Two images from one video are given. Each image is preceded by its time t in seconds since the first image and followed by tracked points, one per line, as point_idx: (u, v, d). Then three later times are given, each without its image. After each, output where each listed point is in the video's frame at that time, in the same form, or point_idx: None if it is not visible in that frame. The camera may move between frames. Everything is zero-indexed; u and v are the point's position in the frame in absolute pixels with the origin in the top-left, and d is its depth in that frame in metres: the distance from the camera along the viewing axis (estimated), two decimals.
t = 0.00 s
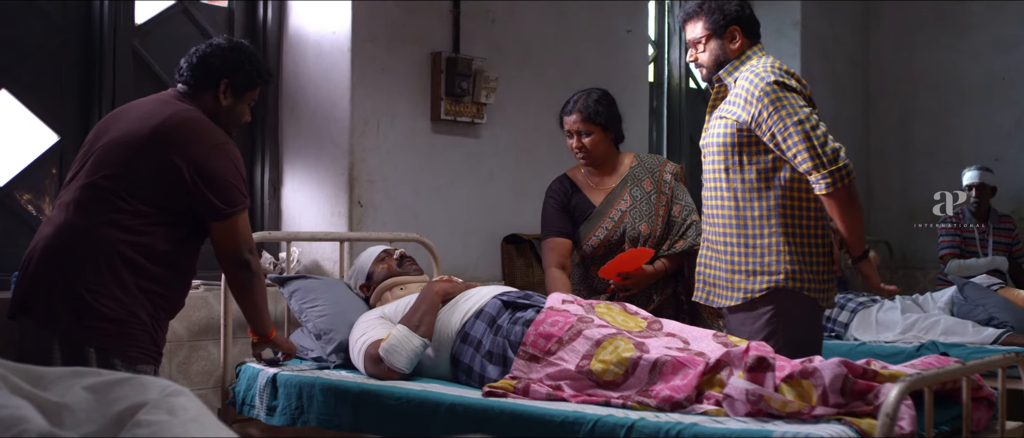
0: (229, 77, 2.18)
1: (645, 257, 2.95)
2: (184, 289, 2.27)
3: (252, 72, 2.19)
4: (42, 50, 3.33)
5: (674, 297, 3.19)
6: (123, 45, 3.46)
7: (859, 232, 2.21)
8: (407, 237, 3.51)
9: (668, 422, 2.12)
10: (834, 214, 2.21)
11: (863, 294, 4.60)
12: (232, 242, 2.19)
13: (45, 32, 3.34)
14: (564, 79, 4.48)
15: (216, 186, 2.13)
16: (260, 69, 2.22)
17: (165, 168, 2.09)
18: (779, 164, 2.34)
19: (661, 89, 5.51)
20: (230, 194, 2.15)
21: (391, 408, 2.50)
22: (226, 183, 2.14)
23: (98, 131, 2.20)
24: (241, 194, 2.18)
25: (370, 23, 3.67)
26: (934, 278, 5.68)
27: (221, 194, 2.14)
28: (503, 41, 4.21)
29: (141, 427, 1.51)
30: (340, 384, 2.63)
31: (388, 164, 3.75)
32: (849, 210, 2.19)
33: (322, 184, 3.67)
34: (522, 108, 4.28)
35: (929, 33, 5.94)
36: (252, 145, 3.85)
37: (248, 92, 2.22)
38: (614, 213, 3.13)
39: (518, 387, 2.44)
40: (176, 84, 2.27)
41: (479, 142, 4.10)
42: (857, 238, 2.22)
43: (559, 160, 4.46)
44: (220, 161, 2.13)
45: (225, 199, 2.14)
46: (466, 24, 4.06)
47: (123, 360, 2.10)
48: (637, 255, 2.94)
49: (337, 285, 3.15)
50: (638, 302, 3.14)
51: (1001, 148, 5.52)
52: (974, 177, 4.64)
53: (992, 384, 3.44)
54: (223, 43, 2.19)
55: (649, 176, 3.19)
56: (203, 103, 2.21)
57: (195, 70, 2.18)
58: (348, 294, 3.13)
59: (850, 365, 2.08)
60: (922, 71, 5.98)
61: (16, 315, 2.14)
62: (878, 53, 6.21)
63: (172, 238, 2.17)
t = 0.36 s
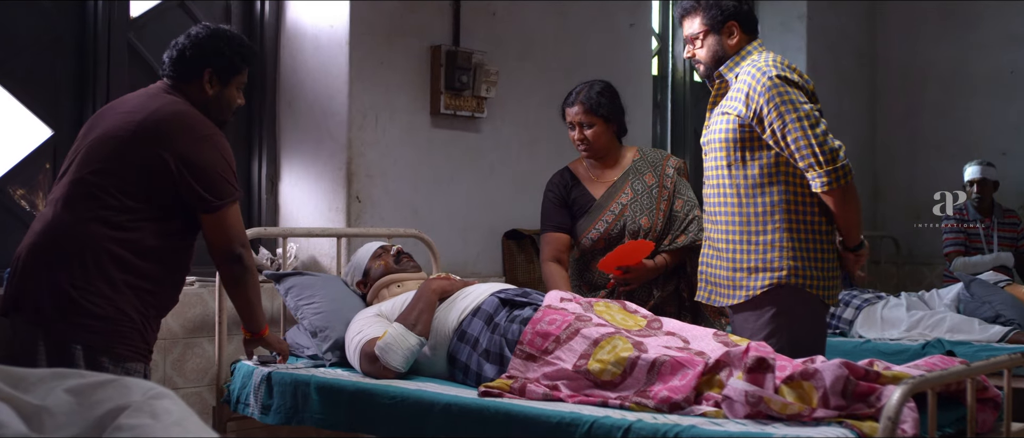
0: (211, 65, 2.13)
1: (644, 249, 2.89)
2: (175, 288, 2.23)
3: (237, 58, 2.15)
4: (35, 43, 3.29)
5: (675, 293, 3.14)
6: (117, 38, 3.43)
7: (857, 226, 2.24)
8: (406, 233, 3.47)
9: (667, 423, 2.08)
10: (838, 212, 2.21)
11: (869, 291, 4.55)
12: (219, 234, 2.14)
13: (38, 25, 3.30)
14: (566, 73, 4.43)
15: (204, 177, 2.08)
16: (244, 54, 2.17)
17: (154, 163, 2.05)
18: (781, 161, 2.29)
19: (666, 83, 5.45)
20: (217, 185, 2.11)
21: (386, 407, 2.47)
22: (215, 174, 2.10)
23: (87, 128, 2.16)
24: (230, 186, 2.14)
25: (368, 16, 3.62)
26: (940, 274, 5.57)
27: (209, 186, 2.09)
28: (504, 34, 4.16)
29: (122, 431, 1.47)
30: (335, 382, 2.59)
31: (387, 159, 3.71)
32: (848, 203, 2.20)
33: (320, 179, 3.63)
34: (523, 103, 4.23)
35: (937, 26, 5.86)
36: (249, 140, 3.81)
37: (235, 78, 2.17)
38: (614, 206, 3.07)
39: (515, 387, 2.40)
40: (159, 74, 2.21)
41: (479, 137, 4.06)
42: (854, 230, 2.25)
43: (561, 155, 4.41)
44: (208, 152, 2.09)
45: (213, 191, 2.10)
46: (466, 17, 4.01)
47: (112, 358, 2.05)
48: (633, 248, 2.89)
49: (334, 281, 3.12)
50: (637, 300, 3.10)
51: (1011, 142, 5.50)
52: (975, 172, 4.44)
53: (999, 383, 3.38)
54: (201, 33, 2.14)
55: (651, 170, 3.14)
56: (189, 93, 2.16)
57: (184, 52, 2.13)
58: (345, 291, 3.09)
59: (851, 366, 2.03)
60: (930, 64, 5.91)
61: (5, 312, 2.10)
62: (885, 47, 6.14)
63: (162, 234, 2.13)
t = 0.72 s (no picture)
0: (194, 48, 2.06)
1: (646, 240, 2.86)
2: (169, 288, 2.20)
3: (219, 38, 2.08)
4: (32, 38, 3.27)
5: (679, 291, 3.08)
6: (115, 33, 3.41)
7: (856, 224, 2.28)
8: (407, 230, 3.44)
9: (667, 427, 2.03)
10: (840, 212, 2.24)
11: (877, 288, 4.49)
12: (186, 220, 1.99)
13: (35, 19, 3.28)
14: (570, 67, 4.37)
15: (175, 161, 1.97)
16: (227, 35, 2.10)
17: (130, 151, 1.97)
18: (781, 154, 2.28)
19: (672, 78, 5.40)
20: (188, 167, 1.97)
21: (383, 408, 2.43)
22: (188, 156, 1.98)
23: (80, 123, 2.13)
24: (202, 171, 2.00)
25: (368, 9, 3.58)
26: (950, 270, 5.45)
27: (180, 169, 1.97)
28: (507, 28, 4.11)
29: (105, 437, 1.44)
30: (332, 383, 2.56)
31: (388, 154, 3.67)
32: (846, 197, 2.21)
33: (320, 175, 3.60)
34: (527, 98, 4.19)
35: (948, 19, 5.78)
36: (250, 136, 3.78)
37: (219, 58, 2.11)
38: (615, 197, 3.04)
39: (513, 388, 2.36)
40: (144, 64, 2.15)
41: (482, 132, 4.02)
42: (853, 228, 2.29)
43: (565, 150, 4.37)
44: (181, 134, 1.98)
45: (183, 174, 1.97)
46: (469, 11, 3.96)
47: (104, 359, 2.03)
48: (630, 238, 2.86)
49: (333, 279, 3.08)
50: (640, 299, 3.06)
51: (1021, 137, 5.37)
52: (983, 170, 4.38)
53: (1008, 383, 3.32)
54: (181, 19, 2.07)
55: (655, 163, 3.09)
56: (174, 80, 2.09)
57: (162, 48, 2.07)
58: (344, 289, 3.06)
59: (855, 369, 1.99)
60: (940, 58, 5.82)
61: None
62: (895, 40, 6.06)
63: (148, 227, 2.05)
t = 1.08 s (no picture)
0: (175, 28, 2.06)
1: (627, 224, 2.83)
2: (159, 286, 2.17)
3: (196, 19, 2.09)
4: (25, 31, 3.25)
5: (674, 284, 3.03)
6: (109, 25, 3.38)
7: (858, 219, 2.24)
8: (405, 224, 3.40)
9: (664, 427, 2.00)
10: (842, 207, 2.21)
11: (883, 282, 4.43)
12: (128, 171, 1.90)
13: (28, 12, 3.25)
14: (573, 59, 4.32)
15: (128, 124, 1.93)
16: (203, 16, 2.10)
17: (97, 129, 1.96)
18: (782, 147, 2.26)
19: (677, 69, 5.31)
20: (139, 124, 1.92)
21: (378, 406, 2.40)
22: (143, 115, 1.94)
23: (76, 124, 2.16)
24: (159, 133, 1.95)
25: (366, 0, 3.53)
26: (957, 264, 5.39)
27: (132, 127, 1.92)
28: (509, 19, 4.06)
29: None
30: (327, 380, 2.53)
31: (387, 147, 3.63)
32: (847, 190, 2.18)
33: (319, 169, 3.56)
34: (528, 90, 4.14)
35: (957, 9, 5.70)
36: (247, 129, 3.74)
37: (198, 40, 2.10)
38: (614, 182, 3.02)
39: (509, 386, 2.32)
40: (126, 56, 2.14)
41: (483, 125, 3.97)
42: (856, 223, 2.25)
43: (567, 143, 4.32)
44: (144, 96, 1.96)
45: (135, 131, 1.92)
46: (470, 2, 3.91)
47: (92, 357, 2.00)
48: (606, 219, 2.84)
49: (329, 274, 3.05)
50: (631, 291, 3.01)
51: None
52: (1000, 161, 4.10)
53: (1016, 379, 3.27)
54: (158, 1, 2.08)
55: (658, 155, 3.04)
56: (155, 62, 2.07)
57: (141, 33, 2.06)
58: (341, 284, 3.02)
59: (856, 369, 1.95)
60: (949, 49, 5.75)
61: None
62: (904, 31, 5.98)
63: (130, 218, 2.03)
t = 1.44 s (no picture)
0: (148, 11, 2.01)
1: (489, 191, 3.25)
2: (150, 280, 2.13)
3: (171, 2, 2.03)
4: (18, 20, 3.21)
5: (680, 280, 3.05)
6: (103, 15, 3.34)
7: (864, 210, 2.23)
8: (404, 216, 3.36)
9: (661, 426, 1.95)
10: (847, 198, 2.19)
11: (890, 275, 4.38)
12: (90, 162, 1.89)
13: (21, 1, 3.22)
14: (575, 48, 4.26)
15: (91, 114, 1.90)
16: None
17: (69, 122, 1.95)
18: (787, 139, 2.23)
19: (682, 58, 5.23)
20: (100, 113, 1.90)
21: (372, 402, 2.37)
22: (104, 103, 1.90)
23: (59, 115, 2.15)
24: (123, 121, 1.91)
25: None
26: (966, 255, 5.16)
27: (93, 116, 1.90)
28: (510, 8, 4.00)
29: None
30: (321, 375, 2.49)
31: (386, 138, 3.59)
32: (852, 181, 2.16)
33: (317, 160, 3.52)
34: (530, 79, 4.08)
35: None
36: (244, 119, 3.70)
37: (174, 22, 2.06)
38: (617, 167, 3.04)
39: (505, 383, 2.28)
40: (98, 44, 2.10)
41: (484, 115, 3.92)
42: (862, 213, 2.24)
43: (570, 134, 4.26)
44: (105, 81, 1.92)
45: (95, 120, 1.89)
46: None
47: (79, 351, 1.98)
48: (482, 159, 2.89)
49: (326, 267, 3.00)
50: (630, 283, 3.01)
51: None
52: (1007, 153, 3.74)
53: None
54: None
55: (668, 145, 3.03)
56: (130, 48, 2.03)
57: (115, 19, 2.02)
58: (338, 278, 2.98)
59: (858, 367, 1.90)
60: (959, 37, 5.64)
61: None
62: (913, 19, 5.90)
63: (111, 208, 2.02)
